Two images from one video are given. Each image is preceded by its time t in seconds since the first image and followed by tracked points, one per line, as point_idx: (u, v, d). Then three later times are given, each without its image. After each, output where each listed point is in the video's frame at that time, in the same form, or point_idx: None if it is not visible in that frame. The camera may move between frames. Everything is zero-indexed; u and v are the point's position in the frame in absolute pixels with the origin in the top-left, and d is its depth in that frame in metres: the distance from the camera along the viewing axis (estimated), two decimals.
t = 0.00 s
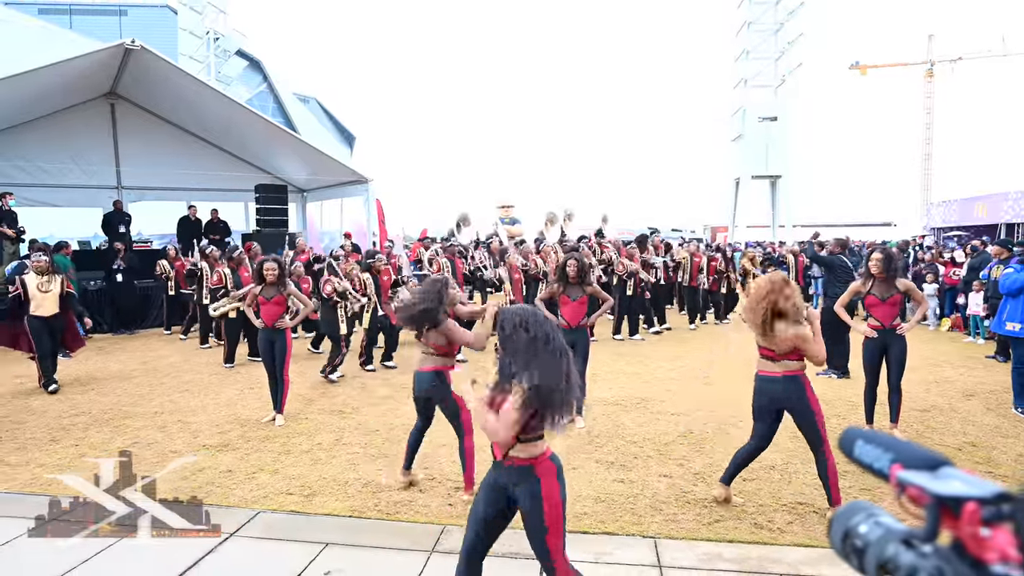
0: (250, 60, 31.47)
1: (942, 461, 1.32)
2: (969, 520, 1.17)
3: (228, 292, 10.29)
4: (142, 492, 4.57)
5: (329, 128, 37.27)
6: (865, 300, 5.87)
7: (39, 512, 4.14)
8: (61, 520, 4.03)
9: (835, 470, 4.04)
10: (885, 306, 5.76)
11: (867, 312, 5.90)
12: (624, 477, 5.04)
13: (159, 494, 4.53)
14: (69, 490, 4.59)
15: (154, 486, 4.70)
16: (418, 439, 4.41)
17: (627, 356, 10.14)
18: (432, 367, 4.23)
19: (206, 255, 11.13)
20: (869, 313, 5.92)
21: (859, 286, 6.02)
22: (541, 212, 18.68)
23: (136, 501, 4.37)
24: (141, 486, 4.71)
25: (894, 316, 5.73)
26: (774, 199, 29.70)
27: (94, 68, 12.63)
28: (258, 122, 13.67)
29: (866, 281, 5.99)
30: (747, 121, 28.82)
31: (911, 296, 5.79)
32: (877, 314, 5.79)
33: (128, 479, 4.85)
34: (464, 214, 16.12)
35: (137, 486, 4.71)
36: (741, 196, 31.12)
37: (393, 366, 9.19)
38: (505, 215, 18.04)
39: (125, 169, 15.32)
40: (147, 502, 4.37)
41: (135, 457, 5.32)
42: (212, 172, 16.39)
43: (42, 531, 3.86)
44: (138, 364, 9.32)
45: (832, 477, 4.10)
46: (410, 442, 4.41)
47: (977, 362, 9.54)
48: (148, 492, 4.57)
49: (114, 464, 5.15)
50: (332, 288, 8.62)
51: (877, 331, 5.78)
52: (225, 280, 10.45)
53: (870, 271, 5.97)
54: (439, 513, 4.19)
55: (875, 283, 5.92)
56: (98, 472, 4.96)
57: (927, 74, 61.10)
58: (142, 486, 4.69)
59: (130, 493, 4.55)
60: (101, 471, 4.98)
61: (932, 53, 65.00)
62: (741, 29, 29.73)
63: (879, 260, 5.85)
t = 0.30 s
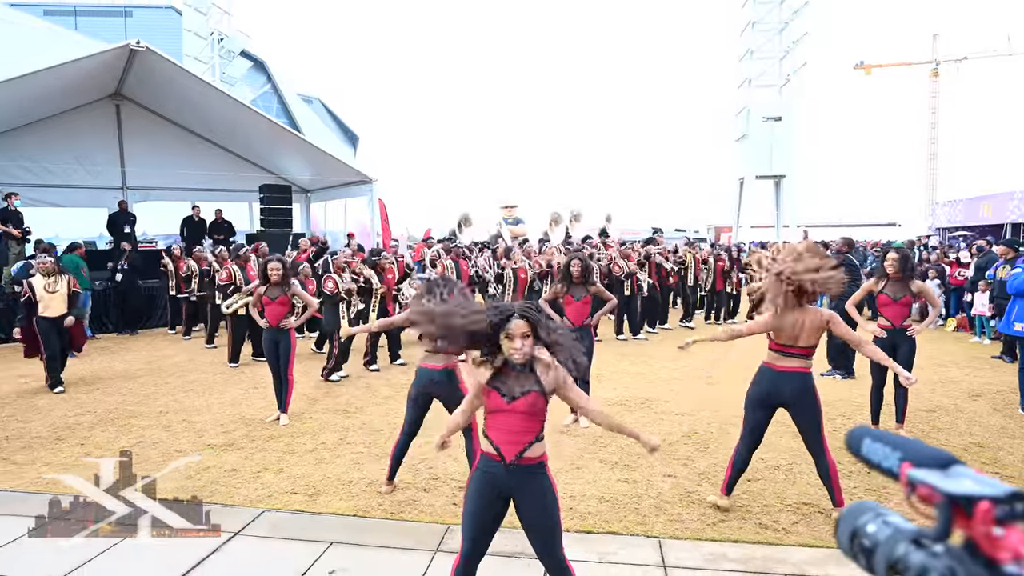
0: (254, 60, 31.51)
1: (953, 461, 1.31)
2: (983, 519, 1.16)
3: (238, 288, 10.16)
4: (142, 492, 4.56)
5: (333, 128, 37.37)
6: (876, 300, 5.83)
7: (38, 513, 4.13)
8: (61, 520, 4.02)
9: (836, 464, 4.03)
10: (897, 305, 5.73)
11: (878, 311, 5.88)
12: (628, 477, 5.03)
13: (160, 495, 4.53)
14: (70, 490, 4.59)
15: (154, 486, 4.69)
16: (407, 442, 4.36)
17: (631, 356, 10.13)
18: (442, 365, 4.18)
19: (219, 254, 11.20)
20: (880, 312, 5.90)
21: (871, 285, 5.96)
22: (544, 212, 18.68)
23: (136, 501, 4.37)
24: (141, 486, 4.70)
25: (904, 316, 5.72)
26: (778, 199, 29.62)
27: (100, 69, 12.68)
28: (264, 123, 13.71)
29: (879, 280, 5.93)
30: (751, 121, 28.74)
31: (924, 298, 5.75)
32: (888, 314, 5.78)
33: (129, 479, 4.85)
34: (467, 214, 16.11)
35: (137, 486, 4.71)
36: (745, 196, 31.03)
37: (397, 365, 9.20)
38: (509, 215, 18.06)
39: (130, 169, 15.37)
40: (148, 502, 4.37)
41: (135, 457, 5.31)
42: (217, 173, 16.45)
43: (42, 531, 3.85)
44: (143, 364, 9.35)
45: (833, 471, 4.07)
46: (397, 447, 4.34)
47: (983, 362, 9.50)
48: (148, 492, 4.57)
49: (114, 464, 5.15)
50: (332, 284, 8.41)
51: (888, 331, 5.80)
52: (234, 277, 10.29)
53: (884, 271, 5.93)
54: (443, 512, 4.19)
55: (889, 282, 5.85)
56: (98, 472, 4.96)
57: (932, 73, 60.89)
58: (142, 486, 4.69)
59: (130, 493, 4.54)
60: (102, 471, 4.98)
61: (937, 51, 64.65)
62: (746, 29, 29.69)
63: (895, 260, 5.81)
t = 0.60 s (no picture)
0: (258, 60, 31.56)
1: (948, 460, 1.30)
2: (977, 519, 1.17)
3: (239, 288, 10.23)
4: (143, 492, 4.57)
5: (336, 128, 37.45)
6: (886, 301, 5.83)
7: (38, 513, 4.13)
8: (61, 520, 4.02)
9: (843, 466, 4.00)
10: (907, 307, 5.71)
11: (887, 312, 5.86)
12: (632, 477, 5.03)
13: (160, 494, 4.53)
14: (70, 489, 4.59)
15: (154, 486, 4.69)
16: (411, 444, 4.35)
17: (634, 356, 10.12)
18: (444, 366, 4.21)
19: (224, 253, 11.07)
20: (889, 313, 5.89)
21: (882, 286, 5.95)
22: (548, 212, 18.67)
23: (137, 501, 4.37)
24: (142, 486, 4.70)
25: (914, 318, 5.69)
26: (782, 198, 29.55)
27: (104, 70, 12.72)
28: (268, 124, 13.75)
29: (890, 281, 5.93)
30: (755, 120, 28.67)
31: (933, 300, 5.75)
32: (897, 315, 5.76)
33: (129, 479, 4.85)
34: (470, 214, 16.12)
35: (137, 486, 4.71)
36: (749, 196, 30.98)
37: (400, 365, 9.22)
38: (512, 215, 18.06)
39: (135, 170, 15.42)
40: (148, 502, 4.37)
41: (135, 457, 5.31)
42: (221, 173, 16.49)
43: (42, 531, 3.86)
44: (147, 364, 9.38)
45: (840, 473, 4.05)
46: (402, 448, 4.33)
47: (988, 363, 9.46)
48: (148, 493, 4.57)
49: (114, 464, 5.15)
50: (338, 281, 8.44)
51: (896, 331, 5.76)
52: (236, 276, 10.36)
53: (896, 272, 5.91)
54: (446, 512, 4.19)
55: (900, 283, 5.85)
56: (98, 473, 4.96)
57: (937, 73, 60.67)
58: (142, 486, 4.69)
59: (130, 493, 4.55)
60: (102, 471, 4.98)
61: (942, 50, 64.37)
62: (749, 28, 29.63)
63: (911, 261, 5.80)
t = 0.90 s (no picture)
0: (261, 60, 31.61)
1: (944, 458, 1.30)
2: (978, 514, 1.16)
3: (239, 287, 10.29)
4: (143, 492, 4.57)
5: (339, 128, 37.52)
6: (892, 301, 5.80)
7: (37, 513, 4.14)
8: (61, 521, 4.03)
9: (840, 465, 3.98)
10: (912, 308, 5.69)
11: (892, 313, 5.84)
12: (635, 477, 5.02)
13: (159, 494, 4.53)
14: (69, 489, 4.59)
15: (154, 486, 4.69)
16: (409, 442, 4.37)
17: (637, 356, 10.12)
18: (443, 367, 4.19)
19: (224, 253, 11.13)
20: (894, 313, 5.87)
21: (888, 286, 5.95)
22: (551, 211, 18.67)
23: (136, 501, 4.37)
24: (141, 486, 4.70)
25: (919, 318, 5.67)
26: (785, 198, 29.49)
27: (109, 70, 12.76)
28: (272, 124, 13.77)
29: (896, 281, 5.92)
30: (758, 120, 28.64)
31: (939, 301, 5.75)
32: (903, 315, 5.73)
33: (128, 479, 4.84)
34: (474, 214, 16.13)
35: (138, 485, 4.71)
36: (753, 196, 30.94)
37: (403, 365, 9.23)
38: (515, 215, 18.06)
39: (139, 169, 15.46)
40: (148, 502, 4.37)
41: (135, 457, 5.31)
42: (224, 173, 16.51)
43: (42, 531, 3.86)
44: (151, 363, 9.41)
45: (839, 475, 4.03)
46: (400, 446, 4.35)
47: (993, 363, 9.44)
48: (148, 493, 4.56)
49: (114, 464, 5.15)
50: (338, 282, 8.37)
51: (900, 331, 5.73)
52: (236, 275, 10.42)
53: (903, 272, 5.89)
54: (449, 511, 4.20)
55: (906, 283, 5.83)
56: (98, 473, 4.96)
57: (942, 71, 60.43)
58: (143, 486, 4.69)
59: (130, 493, 4.54)
60: (102, 471, 4.98)
61: (946, 50, 64.12)
62: (753, 28, 29.60)
63: (919, 261, 5.79)
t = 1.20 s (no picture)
0: (264, 61, 31.69)
1: (941, 456, 1.31)
2: (975, 512, 1.17)
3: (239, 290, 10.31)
4: (143, 492, 4.58)
5: (342, 129, 37.60)
6: (893, 300, 5.79)
7: (38, 513, 4.15)
8: (61, 521, 4.04)
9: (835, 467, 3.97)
10: (913, 306, 5.69)
11: (892, 312, 5.83)
12: (638, 476, 5.03)
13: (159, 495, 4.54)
14: (70, 489, 4.61)
15: (153, 486, 4.70)
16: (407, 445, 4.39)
17: (640, 356, 10.12)
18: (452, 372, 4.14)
19: (225, 254, 11.18)
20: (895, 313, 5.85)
21: (888, 285, 5.95)
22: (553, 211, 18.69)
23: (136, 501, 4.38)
24: (141, 486, 4.71)
25: (920, 317, 5.66)
26: (788, 198, 29.45)
27: (113, 70, 12.80)
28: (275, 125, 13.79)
29: (895, 280, 5.93)
30: (761, 120, 28.62)
31: (939, 300, 5.74)
32: (903, 314, 5.72)
33: (128, 479, 4.86)
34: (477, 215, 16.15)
35: (138, 485, 4.72)
36: (755, 196, 30.89)
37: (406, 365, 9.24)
38: (518, 215, 18.08)
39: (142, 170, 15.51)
40: (148, 502, 4.39)
41: (135, 457, 5.32)
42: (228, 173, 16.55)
43: (41, 532, 3.88)
44: (154, 363, 9.44)
45: (836, 474, 4.02)
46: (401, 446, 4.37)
47: (997, 363, 9.42)
48: (148, 492, 4.58)
49: (114, 464, 5.16)
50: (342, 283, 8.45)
51: (901, 331, 5.72)
52: (236, 278, 10.43)
53: (903, 271, 5.90)
54: (452, 511, 4.21)
55: (906, 282, 5.83)
56: (97, 473, 4.97)
57: (945, 72, 60.23)
58: (143, 486, 4.70)
59: (130, 493, 4.56)
60: (102, 471, 5.00)
61: (949, 50, 63.95)
62: (755, 28, 29.60)
63: (919, 260, 5.79)
